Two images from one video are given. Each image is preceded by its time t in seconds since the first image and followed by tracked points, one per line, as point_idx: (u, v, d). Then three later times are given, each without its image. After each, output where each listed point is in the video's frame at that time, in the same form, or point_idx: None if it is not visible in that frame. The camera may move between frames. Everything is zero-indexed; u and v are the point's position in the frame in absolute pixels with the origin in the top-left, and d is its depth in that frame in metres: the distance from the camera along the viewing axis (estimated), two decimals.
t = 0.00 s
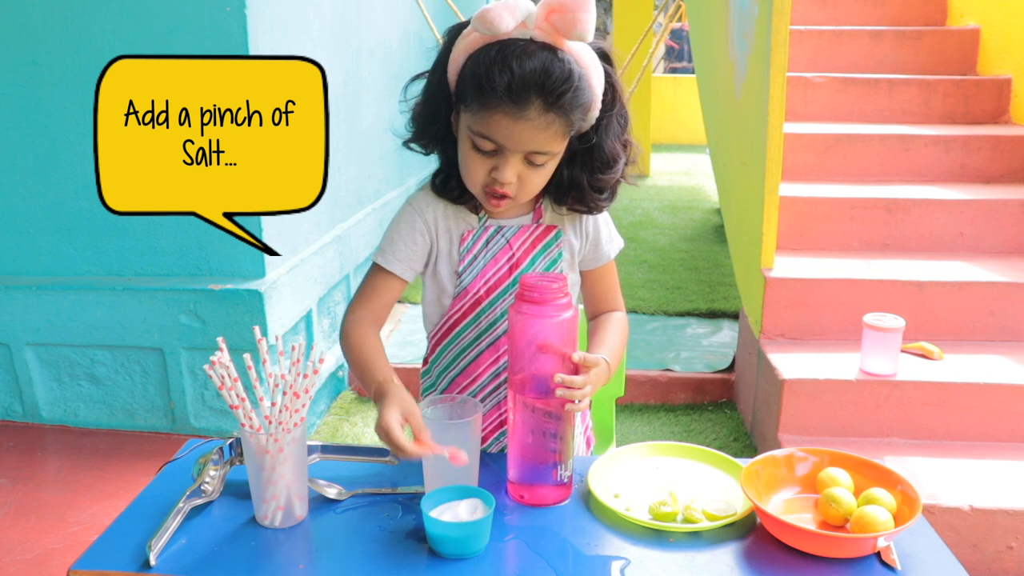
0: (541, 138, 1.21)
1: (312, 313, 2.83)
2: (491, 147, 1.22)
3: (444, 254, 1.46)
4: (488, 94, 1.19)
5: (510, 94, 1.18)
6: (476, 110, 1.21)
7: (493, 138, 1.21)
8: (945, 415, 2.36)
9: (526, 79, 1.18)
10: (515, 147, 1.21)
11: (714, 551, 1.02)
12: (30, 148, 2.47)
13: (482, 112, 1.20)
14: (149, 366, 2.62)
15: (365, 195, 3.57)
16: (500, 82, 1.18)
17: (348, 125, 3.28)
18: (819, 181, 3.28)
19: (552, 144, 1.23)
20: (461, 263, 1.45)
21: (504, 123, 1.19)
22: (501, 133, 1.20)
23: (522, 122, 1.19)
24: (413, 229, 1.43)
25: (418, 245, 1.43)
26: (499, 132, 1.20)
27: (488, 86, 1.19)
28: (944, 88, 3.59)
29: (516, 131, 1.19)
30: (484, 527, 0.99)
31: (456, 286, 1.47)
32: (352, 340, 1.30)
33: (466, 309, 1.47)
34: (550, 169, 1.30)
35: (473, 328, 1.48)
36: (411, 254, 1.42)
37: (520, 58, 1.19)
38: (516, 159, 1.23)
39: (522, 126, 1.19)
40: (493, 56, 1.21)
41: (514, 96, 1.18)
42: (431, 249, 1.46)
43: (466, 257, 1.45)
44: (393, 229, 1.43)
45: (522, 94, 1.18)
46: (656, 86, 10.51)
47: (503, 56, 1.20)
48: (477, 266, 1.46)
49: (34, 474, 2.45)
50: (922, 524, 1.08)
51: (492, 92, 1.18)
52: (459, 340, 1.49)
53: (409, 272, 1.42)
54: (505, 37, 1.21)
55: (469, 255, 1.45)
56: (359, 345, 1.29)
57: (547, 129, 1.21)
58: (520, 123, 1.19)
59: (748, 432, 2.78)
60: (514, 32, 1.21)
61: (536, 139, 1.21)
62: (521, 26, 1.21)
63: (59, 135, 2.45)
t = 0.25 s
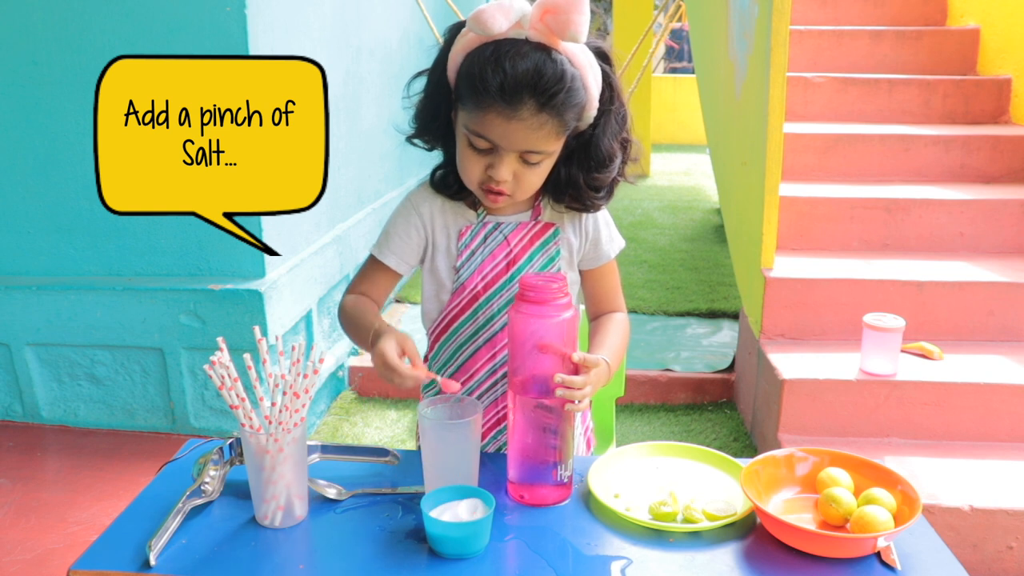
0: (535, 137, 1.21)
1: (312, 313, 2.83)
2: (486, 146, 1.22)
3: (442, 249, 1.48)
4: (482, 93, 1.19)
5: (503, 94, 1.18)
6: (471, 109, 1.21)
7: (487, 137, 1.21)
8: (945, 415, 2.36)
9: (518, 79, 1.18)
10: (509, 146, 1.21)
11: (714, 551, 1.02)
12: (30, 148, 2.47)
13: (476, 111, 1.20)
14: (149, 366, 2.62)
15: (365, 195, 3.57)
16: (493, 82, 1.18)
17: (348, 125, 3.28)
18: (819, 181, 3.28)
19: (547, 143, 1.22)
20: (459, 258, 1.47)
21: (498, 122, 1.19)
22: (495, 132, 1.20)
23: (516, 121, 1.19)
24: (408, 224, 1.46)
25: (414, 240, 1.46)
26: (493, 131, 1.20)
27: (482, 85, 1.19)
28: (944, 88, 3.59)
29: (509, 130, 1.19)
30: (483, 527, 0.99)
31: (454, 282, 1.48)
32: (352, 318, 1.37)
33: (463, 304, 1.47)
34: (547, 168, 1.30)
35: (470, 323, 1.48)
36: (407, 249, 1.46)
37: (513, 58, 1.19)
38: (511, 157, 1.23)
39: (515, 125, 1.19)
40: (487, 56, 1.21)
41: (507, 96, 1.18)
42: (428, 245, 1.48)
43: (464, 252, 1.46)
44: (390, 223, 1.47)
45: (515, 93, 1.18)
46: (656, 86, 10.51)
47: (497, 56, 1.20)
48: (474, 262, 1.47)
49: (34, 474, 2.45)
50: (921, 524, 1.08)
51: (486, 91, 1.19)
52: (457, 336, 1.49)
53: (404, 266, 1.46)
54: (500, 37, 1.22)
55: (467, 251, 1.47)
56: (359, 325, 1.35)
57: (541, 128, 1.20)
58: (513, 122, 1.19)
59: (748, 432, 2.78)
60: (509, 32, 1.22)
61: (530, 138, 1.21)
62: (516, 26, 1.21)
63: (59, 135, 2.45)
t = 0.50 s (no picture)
0: (531, 139, 1.21)
1: (312, 313, 2.83)
2: (483, 147, 1.22)
3: (441, 248, 1.48)
4: (480, 95, 1.20)
5: (499, 97, 1.18)
6: (468, 111, 1.21)
7: (484, 138, 1.21)
8: (945, 415, 2.36)
9: (514, 82, 1.18)
10: (506, 147, 1.21)
11: (714, 551, 1.02)
12: (30, 148, 2.47)
13: (473, 113, 1.21)
14: (149, 366, 2.62)
15: (365, 195, 3.57)
16: (489, 84, 1.18)
17: (348, 125, 3.28)
18: (819, 181, 3.28)
19: (543, 145, 1.22)
20: (457, 256, 1.47)
21: (494, 125, 1.20)
22: (491, 133, 1.20)
23: (511, 123, 1.19)
24: (407, 223, 1.47)
25: (413, 238, 1.47)
26: (489, 133, 1.20)
27: (479, 87, 1.19)
28: (944, 88, 3.59)
29: (505, 133, 1.20)
30: (484, 527, 0.99)
31: (453, 280, 1.49)
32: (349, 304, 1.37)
33: (462, 302, 1.48)
34: (545, 168, 1.30)
35: (469, 321, 1.49)
36: (405, 247, 1.47)
37: (510, 61, 1.19)
38: (508, 159, 1.23)
39: (511, 127, 1.19)
40: (484, 58, 1.21)
41: (503, 99, 1.18)
42: (428, 243, 1.49)
43: (463, 251, 1.47)
44: (390, 222, 1.48)
45: (511, 97, 1.18)
46: (656, 86, 10.52)
47: (494, 59, 1.20)
48: (473, 260, 1.47)
49: (34, 474, 2.45)
50: (922, 524, 1.08)
51: (482, 93, 1.19)
52: (455, 334, 1.49)
53: (404, 264, 1.47)
54: (498, 38, 1.22)
55: (466, 249, 1.47)
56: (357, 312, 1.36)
57: (537, 131, 1.20)
58: (509, 124, 1.19)
59: (748, 431, 2.78)
60: (507, 34, 1.22)
61: (526, 140, 1.21)
62: (515, 28, 1.21)
63: (59, 135, 2.45)
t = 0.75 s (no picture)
0: (529, 141, 1.21)
1: (312, 313, 2.83)
2: (481, 147, 1.23)
3: (440, 245, 1.49)
4: (479, 96, 1.20)
5: (498, 99, 1.18)
6: (468, 111, 1.21)
7: (482, 138, 1.21)
8: (945, 415, 2.36)
9: (514, 84, 1.18)
10: (504, 148, 1.21)
11: (714, 551, 1.02)
12: (30, 148, 2.47)
13: (472, 113, 1.21)
14: (149, 366, 2.62)
15: (365, 195, 3.57)
16: (489, 86, 1.18)
17: (348, 125, 3.28)
18: (819, 181, 3.28)
19: (541, 147, 1.22)
20: (456, 254, 1.47)
21: (493, 126, 1.20)
22: (490, 134, 1.20)
23: (510, 125, 1.19)
24: (406, 221, 1.47)
25: (412, 236, 1.48)
26: (488, 134, 1.20)
27: (479, 88, 1.19)
28: (944, 88, 3.59)
29: (504, 135, 1.20)
30: (484, 527, 0.99)
31: (451, 278, 1.49)
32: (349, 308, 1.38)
33: (459, 301, 1.48)
34: (544, 169, 1.30)
35: (466, 319, 1.49)
36: (404, 246, 1.47)
37: (510, 63, 1.19)
38: (506, 159, 1.23)
39: (509, 129, 1.19)
40: (485, 59, 1.21)
41: (503, 100, 1.18)
42: (426, 241, 1.49)
43: (461, 249, 1.47)
44: (389, 219, 1.49)
45: (510, 99, 1.18)
46: (656, 86, 10.52)
47: (494, 60, 1.20)
48: (471, 258, 1.47)
49: (33, 474, 2.45)
50: (922, 524, 1.08)
51: (481, 94, 1.19)
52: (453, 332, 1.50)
53: (403, 261, 1.48)
54: (500, 40, 1.22)
55: (464, 247, 1.47)
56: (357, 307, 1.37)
57: (535, 133, 1.20)
58: (508, 126, 1.19)
59: (748, 431, 2.78)
60: (508, 36, 1.22)
61: (524, 142, 1.21)
62: (516, 30, 1.21)
63: (59, 135, 2.45)
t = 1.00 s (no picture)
0: (531, 141, 1.21)
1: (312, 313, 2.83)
2: (484, 145, 1.22)
3: (438, 243, 1.49)
4: (483, 95, 1.20)
5: (502, 98, 1.18)
6: (471, 109, 1.21)
7: (485, 136, 1.21)
8: (945, 415, 2.36)
9: (519, 83, 1.18)
10: (506, 147, 1.21)
11: (715, 551, 1.02)
12: (30, 148, 2.47)
13: (476, 111, 1.21)
14: (149, 366, 2.62)
15: (365, 195, 3.57)
16: (493, 84, 1.18)
17: (348, 125, 3.28)
18: (819, 181, 3.28)
19: (543, 147, 1.23)
20: (453, 253, 1.47)
21: (496, 125, 1.20)
22: (493, 133, 1.20)
23: (513, 124, 1.19)
24: (404, 218, 1.47)
25: (410, 234, 1.48)
26: (491, 132, 1.20)
27: (483, 87, 1.19)
28: (944, 88, 3.59)
29: (506, 134, 1.20)
30: (484, 527, 0.99)
31: (448, 276, 1.49)
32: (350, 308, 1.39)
33: (456, 299, 1.48)
34: (543, 169, 1.30)
35: (463, 317, 1.49)
36: (403, 243, 1.47)
37: (515, 62, 1.19)
38: (508, 158, 1.23)
39: (512, 128, 1.19)
40: (490, 57, 1.21)
41: (507, 100, 1.18)
42: (425, 239, 1.50)
43: (458, 247, 1.47)
44: (388, 216, 1.49)
45: (514, 97, 1.18)
46: (657, 86, 10.52)
47: (499, 59, 1.20)
48: (468, 256, 1.47)
49: (33, 474, 2.45)
50: (922, 524, 1.08)
51: (486, 93, 1.19)
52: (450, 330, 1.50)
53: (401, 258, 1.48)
54: (505, 39, 1.22)
55: (461, 246, 1.47)
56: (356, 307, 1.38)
57: (538, 133, 1.21)
58: (511, 125, 1.19)
59: (748, 432, 2.78)
60: (514, 35, 1.21)
61: (526, 142, 1.21)
62: (521, 30, 1.21)
63: (59, 135, 2.45)
